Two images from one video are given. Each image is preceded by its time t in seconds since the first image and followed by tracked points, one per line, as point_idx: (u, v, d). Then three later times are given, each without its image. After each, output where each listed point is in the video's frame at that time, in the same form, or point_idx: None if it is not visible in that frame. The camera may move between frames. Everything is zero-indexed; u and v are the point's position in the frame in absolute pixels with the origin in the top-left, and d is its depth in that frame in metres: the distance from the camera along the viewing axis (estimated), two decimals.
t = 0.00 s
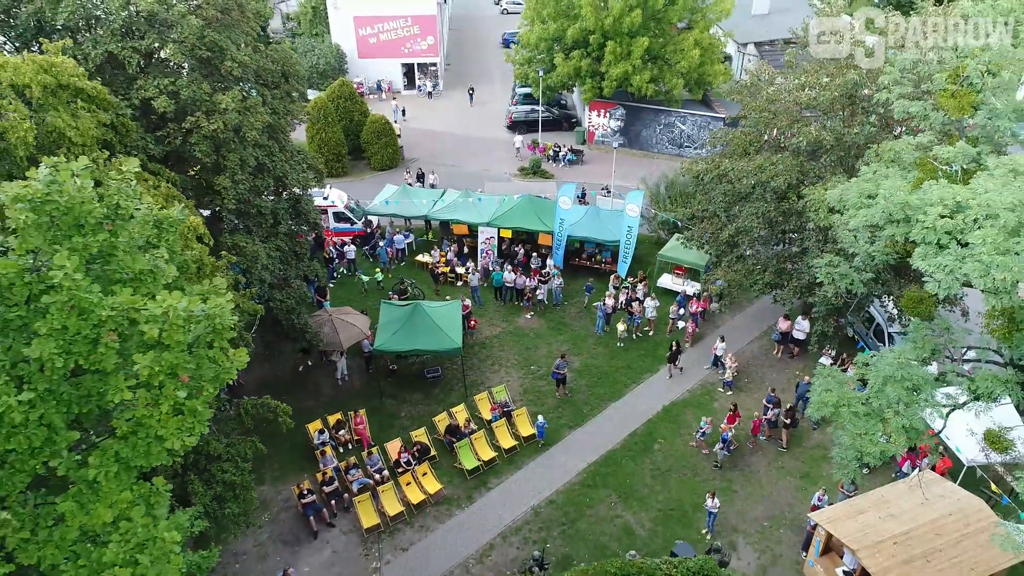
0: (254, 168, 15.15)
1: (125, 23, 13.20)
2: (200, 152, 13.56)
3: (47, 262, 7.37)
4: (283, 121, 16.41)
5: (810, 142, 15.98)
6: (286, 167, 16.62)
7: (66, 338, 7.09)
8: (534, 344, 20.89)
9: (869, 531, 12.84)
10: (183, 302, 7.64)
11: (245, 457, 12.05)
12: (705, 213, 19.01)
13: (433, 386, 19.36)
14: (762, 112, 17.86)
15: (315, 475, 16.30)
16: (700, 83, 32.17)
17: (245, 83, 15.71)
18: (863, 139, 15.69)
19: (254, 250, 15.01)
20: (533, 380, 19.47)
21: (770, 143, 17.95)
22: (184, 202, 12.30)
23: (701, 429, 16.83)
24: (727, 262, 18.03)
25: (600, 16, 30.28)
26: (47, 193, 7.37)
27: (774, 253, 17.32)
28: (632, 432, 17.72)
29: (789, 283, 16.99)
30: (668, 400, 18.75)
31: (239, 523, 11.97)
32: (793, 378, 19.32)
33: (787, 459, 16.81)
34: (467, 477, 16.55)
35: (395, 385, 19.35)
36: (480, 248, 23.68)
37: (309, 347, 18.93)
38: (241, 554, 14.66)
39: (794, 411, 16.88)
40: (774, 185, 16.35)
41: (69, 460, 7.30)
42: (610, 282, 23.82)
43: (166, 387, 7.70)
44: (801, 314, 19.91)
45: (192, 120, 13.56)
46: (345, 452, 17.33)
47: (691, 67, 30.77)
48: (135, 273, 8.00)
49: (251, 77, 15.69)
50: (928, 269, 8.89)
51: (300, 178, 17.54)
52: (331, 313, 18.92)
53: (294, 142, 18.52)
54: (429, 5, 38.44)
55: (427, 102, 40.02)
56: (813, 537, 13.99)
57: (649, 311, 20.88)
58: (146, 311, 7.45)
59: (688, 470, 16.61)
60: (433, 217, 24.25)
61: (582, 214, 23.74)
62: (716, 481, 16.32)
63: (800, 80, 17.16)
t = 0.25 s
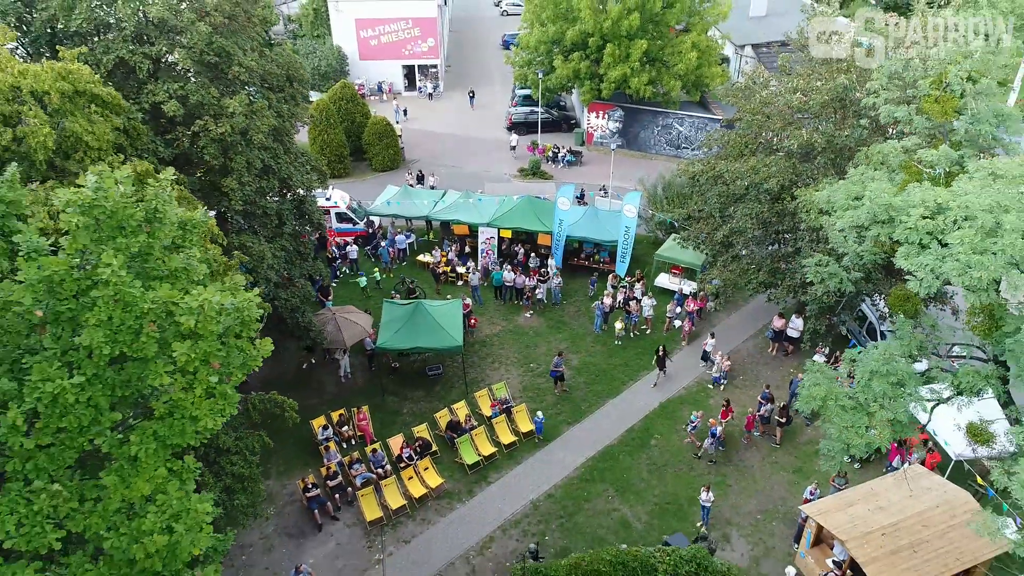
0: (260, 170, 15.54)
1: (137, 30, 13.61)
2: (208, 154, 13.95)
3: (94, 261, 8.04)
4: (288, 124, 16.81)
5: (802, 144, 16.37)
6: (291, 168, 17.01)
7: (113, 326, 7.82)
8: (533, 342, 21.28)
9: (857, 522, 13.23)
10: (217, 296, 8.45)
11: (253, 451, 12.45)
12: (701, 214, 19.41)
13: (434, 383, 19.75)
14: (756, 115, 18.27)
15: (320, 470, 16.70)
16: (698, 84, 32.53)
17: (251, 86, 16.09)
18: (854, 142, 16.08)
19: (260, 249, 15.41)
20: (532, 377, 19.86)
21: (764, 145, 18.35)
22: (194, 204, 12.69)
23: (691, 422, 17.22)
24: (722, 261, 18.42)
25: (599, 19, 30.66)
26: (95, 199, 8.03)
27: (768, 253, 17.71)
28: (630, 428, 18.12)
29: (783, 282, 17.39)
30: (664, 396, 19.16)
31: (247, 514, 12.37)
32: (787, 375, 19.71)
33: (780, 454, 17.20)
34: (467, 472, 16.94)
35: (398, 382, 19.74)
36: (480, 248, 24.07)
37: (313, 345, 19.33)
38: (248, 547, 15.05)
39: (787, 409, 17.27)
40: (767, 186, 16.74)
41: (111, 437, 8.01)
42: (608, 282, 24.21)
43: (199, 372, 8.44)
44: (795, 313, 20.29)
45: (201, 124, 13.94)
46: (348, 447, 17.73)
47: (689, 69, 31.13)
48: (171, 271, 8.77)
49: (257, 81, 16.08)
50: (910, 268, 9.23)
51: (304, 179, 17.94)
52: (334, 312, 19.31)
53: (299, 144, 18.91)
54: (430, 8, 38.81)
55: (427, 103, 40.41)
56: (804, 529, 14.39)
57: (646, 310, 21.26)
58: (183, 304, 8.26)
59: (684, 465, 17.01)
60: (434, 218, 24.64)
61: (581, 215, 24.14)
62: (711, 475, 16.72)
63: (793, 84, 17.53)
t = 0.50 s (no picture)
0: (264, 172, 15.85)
1: (145, 35, 13.89)
2: (214, 157, 14.26)
3: (124, 260, 8.38)
4: (291, 127, 17.14)
5: (796, 147, 16.70)
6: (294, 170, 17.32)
7: (142, 321, 8.19)
8: (532, 341, 21.62)
9: (847, 516, 13.57)
10: (239, 293, 8.80)
11: (259, 446, 12.78)
12: (697, 215, 19.74)
13: (434, 381, 20.08)
14: (751, 118, 18.61)
15: (322, 465, 17.04)
16: (695, 86, 32.85)
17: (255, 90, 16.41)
18: (846, 144, 16.41)
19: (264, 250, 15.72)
20: (531, 375, 20.20)
21: (758, 147, 18.68)
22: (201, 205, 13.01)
23: (686, 419, 17.59)
24: (717, 261, 18.75)
25: (598, 21, 30.99)
26: (126, 205, 8.40)
27: (763, 253, 18.04)
28: (627, 425, 18.46)
29: (777, 282, 17.73)
30: (662, 393, 19.52)
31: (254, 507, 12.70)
32: (782, 373, 20.05)
33: (774, 451, 17.56)
34: (467, 468, 17.29)
35: (399, 380, 20.09)
36: (480, 248, 24.43)
37: (315, 343, 19.66)
38: (252, 540, 15.39)
39: (781, 409, 17.61)
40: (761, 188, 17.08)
41: (139, 422, 8.35)
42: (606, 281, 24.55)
43: (220, 363, 8.79)
44: (789, 312, 20.62)
45: (207, 127, 14.26)
46: (350, 444, 18.06)
47: (686, 71, 31.43)
48: (195, 269, 9.11)
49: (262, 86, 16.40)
50: (894, 268, 9.53)
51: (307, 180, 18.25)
52: (337, 311, 19.65)
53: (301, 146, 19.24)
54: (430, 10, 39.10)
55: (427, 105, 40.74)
56: (796, 523, 14.72)
57: (643, 309, 21.61)
58: (207, 300, 8.60)
59: (679, 461, 17.34)
60: (434, 218, 24.97)
61: (579, 215, 24.50)
62: (706, 471, 17.05)
63: (787, 88, 17.86)
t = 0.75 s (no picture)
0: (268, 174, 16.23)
1: (153, 41, 14.30)
2: (220, 159, 14.63)
3: (150, 262, 8.92)
4: (294, 131, 17.53)
5: (787, 149, 17.09)
6: (298, 172, 17.72)
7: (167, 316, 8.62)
8: (530, 340, 22.00)
9: (837, 510, 13.95)
10: (255, 291, 9.22)
11: (264, 440, 13.17)
12: (692, 216, 20.12)
13: (434, 379, 20.46)
14: (744, 121, 18.99)
15: (325, 461, 17.41)
16: (693, 89, 33.20)
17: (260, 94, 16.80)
18: (837, 147, 16.79)
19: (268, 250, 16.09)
20: (529, 373, 20.57)
21: (752, 150, 19.06)
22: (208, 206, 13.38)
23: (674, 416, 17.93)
24: (712, 262, 19.13)
25: (596, 25, 31.36)
26: (152, 211, 9.00)
27: (756, 254, 18.41)
28: (623, 422, 18.84)
29: (770, 282, 18.11)
30: (659, 391, 19.91)
31: (259, 500, 13.07)
32: (776, 371, 20.42)
33: (766, 447, 17.93)
34: (466, 464, 17.65)
35: (399, 379, 20.46)
36: (479, 248, 24.83)
37: (317, 342, 20.05)
38: (257, 534, 15.78)
39: (774, 405, 18.03)
40: (754, 190, 17.47)
41: (164, 410, 8.75)
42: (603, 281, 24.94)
43: (239, 355, 9.15)
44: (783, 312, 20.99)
45: (213, 130, 14.64)
46: (352, 440, 18.43)
47: (684, 74, 31.79)
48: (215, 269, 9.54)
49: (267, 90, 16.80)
50: (877, 268, 9.91)
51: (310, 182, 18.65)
52: (338, 310, 20.03)
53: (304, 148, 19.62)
54: (430, 12, 39.39)
55: (428, 106, 41.10)
56: (787, 517, 15.09)
57: (639, 309, 22.00)
58: (226, 297, 9.02)
59: (674, 457, 17.72)
60: (434, 219, 25.34)
61: (577, 216, 24.89)
62: (700, 467, 17.43)
63: (779, 92, 18.24)
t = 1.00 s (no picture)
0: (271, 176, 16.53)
1: (159, 47, 14.59)
2: (224, 162, 14.94)
3: (169, 263, 9.30)
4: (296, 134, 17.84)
5: (781, 152, 17.40)
6: (300, 174, 18.03)
7: (184, 315, 9.03)
8: (529, 339, 22.31)
9: (828, 505, 14.26)
10: (267, 292, 9.58)
11: (268, 436, 13.49)
12: (688, 217, 20.43)
13: (434, 378, 20.77)
14: (739, 124, 19.30)
15: (326, 458, 17.72)
16: (690, 91, 33.49)
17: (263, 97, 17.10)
18: (829, 150, 17.11)
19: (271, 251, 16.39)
20: (528, 372, 20.88)
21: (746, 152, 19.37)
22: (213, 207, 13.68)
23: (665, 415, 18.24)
24: (707, 262, 19.44)
25: (594, 27, 31.67)
26: (170, 216, 9.36)
27: (751, 254, 18.71)
28: (620, 420, 19.15)
29: (764, 282, 18.41)
30: (656, 389, 20.24)
31: (263, 496, 13.39)
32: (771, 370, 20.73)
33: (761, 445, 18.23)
34: (466, 461, 17.96)
35: (400, 377, 20.77)
36: (478, 248, 25.14)
37: (319, 341, 20.35)
38: (261, 529, 16.10)
39: (766, 401, 18.44)
40: (747, 192, 17.78)
41: (182, 404, 9.14)
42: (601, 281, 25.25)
43: (251, 351, 9.50)
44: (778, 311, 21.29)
45: (217, 134, 14.95)
46: (353, 438, 18.74)
47: (681, 76, 32.09)
48: (229, 271, 9.92)
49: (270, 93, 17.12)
50: (863, 269, 10.22)
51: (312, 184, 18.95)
52: (340, 310, 20.34)
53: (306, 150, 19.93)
54: (430, 14, 39.59)
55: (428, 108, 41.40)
56: (780, 513, 15.40)
57: (636, 309, 22.30)
58: (240, 297, 9.40)
59: (669, 454, 18.03)
60: (434, 220, 25.64)
61: (575, 217, 25.20)
62: (695, 464, 17.74)
63: (773, 95, 18.56)
